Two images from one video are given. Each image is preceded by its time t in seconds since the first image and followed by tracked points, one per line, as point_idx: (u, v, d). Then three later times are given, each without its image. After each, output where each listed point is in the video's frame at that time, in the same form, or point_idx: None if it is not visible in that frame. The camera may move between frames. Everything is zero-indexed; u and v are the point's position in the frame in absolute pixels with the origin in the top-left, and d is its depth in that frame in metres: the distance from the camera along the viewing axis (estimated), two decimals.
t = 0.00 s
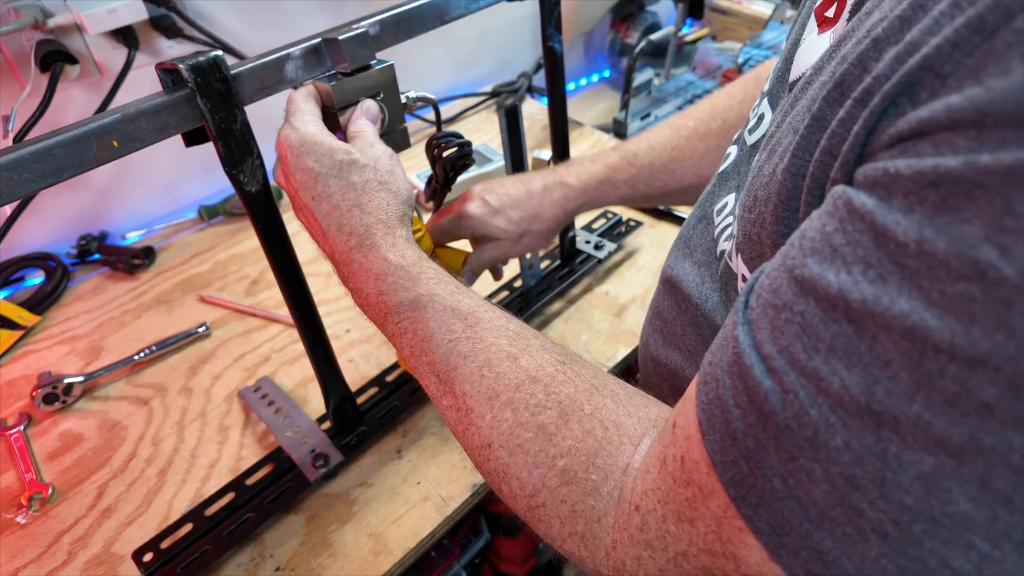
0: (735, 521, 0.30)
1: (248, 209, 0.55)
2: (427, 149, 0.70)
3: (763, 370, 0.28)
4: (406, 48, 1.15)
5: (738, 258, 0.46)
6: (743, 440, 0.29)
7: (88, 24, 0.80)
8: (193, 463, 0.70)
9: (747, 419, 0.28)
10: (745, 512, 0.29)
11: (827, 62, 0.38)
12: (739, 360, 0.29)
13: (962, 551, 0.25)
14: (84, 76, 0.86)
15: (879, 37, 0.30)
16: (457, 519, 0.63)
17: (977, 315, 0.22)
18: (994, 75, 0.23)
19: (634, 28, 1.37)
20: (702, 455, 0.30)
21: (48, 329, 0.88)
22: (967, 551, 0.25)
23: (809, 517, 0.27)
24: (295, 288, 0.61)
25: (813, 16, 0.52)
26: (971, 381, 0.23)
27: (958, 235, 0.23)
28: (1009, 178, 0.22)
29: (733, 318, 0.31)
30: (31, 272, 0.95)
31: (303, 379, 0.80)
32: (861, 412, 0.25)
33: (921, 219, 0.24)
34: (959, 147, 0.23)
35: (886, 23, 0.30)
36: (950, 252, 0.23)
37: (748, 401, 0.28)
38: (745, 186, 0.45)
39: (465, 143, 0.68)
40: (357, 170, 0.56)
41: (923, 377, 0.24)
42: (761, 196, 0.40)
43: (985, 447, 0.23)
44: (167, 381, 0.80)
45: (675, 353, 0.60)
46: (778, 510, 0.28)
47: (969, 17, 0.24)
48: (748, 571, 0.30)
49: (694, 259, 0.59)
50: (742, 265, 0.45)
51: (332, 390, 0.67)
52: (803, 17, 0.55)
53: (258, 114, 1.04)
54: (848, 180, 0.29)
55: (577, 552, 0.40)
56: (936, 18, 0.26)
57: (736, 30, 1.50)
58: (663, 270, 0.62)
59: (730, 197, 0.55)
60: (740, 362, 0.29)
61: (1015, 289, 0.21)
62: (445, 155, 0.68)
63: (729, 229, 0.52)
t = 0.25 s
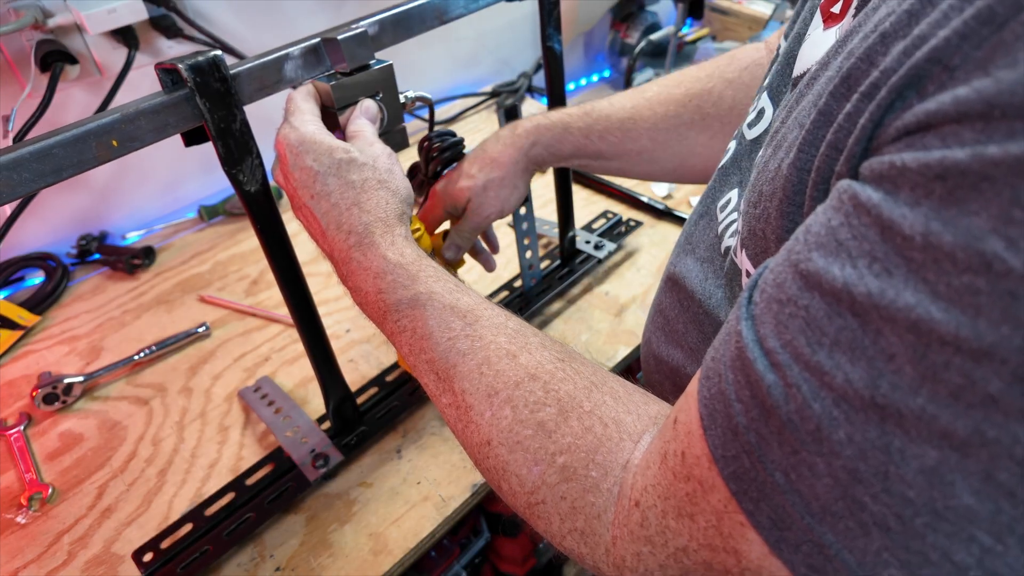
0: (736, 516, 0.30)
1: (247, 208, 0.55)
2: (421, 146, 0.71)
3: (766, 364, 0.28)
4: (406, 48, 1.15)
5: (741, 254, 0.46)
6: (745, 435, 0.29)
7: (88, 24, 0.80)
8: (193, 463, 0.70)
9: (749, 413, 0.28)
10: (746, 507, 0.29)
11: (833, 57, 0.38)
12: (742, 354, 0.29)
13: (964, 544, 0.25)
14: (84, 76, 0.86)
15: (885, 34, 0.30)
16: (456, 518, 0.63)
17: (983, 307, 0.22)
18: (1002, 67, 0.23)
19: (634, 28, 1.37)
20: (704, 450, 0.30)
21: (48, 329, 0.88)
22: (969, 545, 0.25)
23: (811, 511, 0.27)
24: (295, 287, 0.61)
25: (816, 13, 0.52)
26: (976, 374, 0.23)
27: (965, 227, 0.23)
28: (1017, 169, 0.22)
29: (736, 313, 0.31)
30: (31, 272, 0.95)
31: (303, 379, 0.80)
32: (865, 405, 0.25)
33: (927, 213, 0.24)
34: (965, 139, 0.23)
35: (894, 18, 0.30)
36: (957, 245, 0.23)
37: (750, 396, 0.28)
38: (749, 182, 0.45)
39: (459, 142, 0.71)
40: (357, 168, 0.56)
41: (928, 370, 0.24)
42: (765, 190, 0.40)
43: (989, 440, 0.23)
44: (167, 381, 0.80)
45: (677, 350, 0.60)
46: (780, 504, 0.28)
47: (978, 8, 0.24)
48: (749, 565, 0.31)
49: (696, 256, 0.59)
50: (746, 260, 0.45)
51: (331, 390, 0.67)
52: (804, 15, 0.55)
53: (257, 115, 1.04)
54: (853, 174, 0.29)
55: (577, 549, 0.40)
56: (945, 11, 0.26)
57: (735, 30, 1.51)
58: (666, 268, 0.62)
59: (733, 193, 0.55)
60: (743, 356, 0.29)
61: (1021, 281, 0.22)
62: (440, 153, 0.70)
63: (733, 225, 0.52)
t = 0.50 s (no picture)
0: (738, 515, 0.30)
1: (247, 208, 0.55)
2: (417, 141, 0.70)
3: (768, 363, 0.28)
4: (406, 48, 1.15)
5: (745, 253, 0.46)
6: (747, 434, 0.29)
7: (89, 24, 0.80)
8: (193, 463, 0.70)
9: (751, 412, 0.29)
10: (748, 506, 0.29)
11: (837, 57, 0.38)
12: (744, 354, 0.29)
13: (965, 542, 0.24)
14: (84, 76, 0.86)
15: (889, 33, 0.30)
16: (456, 518, 0.63)
17: (984, 305, 0.22)
18: (1003, 66, 0.23)
19: (634, 28, 1.37)
20: (705, 449, 0.30)
21: (48, 329, 0.88)
22: (969, 543, 0.24)
23: (812, 510, 0.27)
24: (295, 287, 0.61)
25: (819, 11, 0.52)
26: (976, 372, 0.23)
27: (966, 225, 0.23)
28: (1018, 168, 0.22)
29: (739, 313, 0.31)
30: (31, 272, 0.95)
31: (303, 379, 0.80)
32: (866, 404, 0.25)
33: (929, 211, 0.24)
34: (967, 138, 0.23)
35: (897, 17, 0.30)
36: (958, 243, 0.23)
37: (752, 395, 0.29)
38: (753, 182, 0.45)
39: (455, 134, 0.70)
40: (357, 169, 0.56)
41: (928, 369, 0.24)
42: (769, 190, 0.40)
43: (990, 438, 0.23)
44: (167, 381, 0.80)
45: (680, 350, 0.60)
46: (781, 503, 0.28)
47: (980, 9, 0.24)
48: (750, 564, 0.31)
49: (699, 255, 0.59)
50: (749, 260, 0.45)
51: (332, 390, 0.67)
52: (806, 15, 0.55)
53: (257, 115, 1.04)
54: (855, 174, 0.29)
55: (578, 548, 0.40)
56: (948, 11, 0.26)
57: (735, 30, 1.51)
58: (669, 267, 0.62)
59: (737, 192, 0.55)
60: (745, 355, 0.29)
61: (1022, 279, 0.21)
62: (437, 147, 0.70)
63: (737, 225, 0.52)
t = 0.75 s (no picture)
0: (740, 515, 0.30)
1: (248, 209, 0.55)
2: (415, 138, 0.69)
3: (770, 363, 0.28)
4: (406, 48, 1.15)
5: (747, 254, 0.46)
6: (749, 433, 0.29)
7: (89, 24, 0.80)
8: (193, 463, 0.70)
9: (753, 412, 0.28)
10: (750, 506, 0.29)
11: (838, 59, 0.38)
12: (746, 353, 0.29)
13: (968, 541, 0.25)
14: (84, 76, 0.86)
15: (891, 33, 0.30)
16: (457, 519, 0.63)
17: (988, 305, 0.22)
18: (1005, 67, 0.23)
19: (634, 28, 1.37)
20: (708, 449, 0.30)
21: (48, 329, 0.88)
22: (973, 542, 0.25)
23: (815, 509, 0.27)
24: (295, 288, 0.61)
25: (820, 12, 0.52)
26: (980, 371, 0.23)
27: (969, 225, 0.23)
28: (1021, 167, 0.22)
29: (741, 313, 0.31)
30: (31, 272, 0.95)
31: (303, 379, 0.80)
32: (868, 404, 0.25)
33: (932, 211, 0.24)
34: (970, 138, 0.23)
35: (899, 19, 0.30)
36: (961, 242, 0.23)
37: (754, 395, 0.28)
38: (755, 183, 0.45)
39: (453, 133, 0.68)
40: (357, 169, 0.56)
41: (932, 368, 0.24)
42: (771, 192, 0.40)
43: (994, 437, 0.23)
44: (167, 381, 0.80)
45: (679, 352, 0.60)
46: (784, 503, 0.28)
47: (982, 9, 0.24)
48: (753, 565, 0.30)
49: (700, 257, 0.59)
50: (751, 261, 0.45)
51: (332, 390, 0.67)
52: (808, 14, 0.55)
53: (257, 115, 1.04)
54: (858, 174, 0.29)
55: (580, 549, 0.40)
56: (950, 13, 0.26)
57: (735, 30, 1.51)
58: (669, 269, 0.63)
59: (739, 194, 0.55)
60: (747, 355, 0.29)
61: None
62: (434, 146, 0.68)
63: (739, 227, 0.52)
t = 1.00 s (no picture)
0: (733, 508, 0.30)
1: (247, 209, 0.55)
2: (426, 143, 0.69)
3: (763, 359, 0.28)
4: (406, 47, 1.15)
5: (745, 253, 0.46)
6: (742, 428, 0.29)
7: (89, 24, 0.80)
8: (193, 463, 0.70)
9: (746, 407, 0.28)
10: (743, 499, 0.29)
11: (836, 60, 0.38)
12: (740, 350, 0.29)
13: (955, 534, 0.24)
14: (84, 76, 0.86)
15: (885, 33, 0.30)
16: (456, 518, 0.63)
17: (973, 302, 0.22)
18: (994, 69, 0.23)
19: (634, 28, 1.37)
20: (702, 444, 0.31)
21: (48, 329, 0.88)
22: (959, 535, 0.24)
23: (806, 503, 0.27)
24: (294, 286, 0.61)
25: (820, 12, 0.52)
26: (966, 367, 0.23)
27: (956, 224, 0.23)
28: (1007, 168, 0.22)
29: (735, 310, 0.31)
30: (31, 271, 0.95)
31: (303, 379, 0.80)
32: (858, 399, 0.25)
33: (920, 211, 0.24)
34: (957, 139, 0.23)
35: (892, 21, 0.30)
36: (948, 241, 0.23)
37: (747, 390, 0.28)
38: (753, 182, 0.45)
39: (465, 138, 0.67)
40: (354, 166, 0.56)
41: (919, 364, 0.24)
42: (768, 192, 0.40)
43: (979, 432, 0.23)
44: (167, 381, 0.80)
45: (680, 351, 0.60)
46: (775, 497, 0.28)
47: (970, 12, 0.24)
48: (746, 558, 0.30)
49: (700, 256, 0.59)
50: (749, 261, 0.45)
51: (331, 390, 0.67)
52: (809, 14, 0.55)
53: (253, 112, 1.03)
54: (851, 174, 0.29)
55: (578, 544, 0.40)
56: (941, 15, 0.26)
57: (736, 30, 1.51)
58: (669, 268, 0.63)
59: (740, 193, 0.55)
60: (740, 351, 0.29)
61: (1010, 276, 0.21)
62: (446, 150, 0.67)
63: (740, 227, 0.52)
